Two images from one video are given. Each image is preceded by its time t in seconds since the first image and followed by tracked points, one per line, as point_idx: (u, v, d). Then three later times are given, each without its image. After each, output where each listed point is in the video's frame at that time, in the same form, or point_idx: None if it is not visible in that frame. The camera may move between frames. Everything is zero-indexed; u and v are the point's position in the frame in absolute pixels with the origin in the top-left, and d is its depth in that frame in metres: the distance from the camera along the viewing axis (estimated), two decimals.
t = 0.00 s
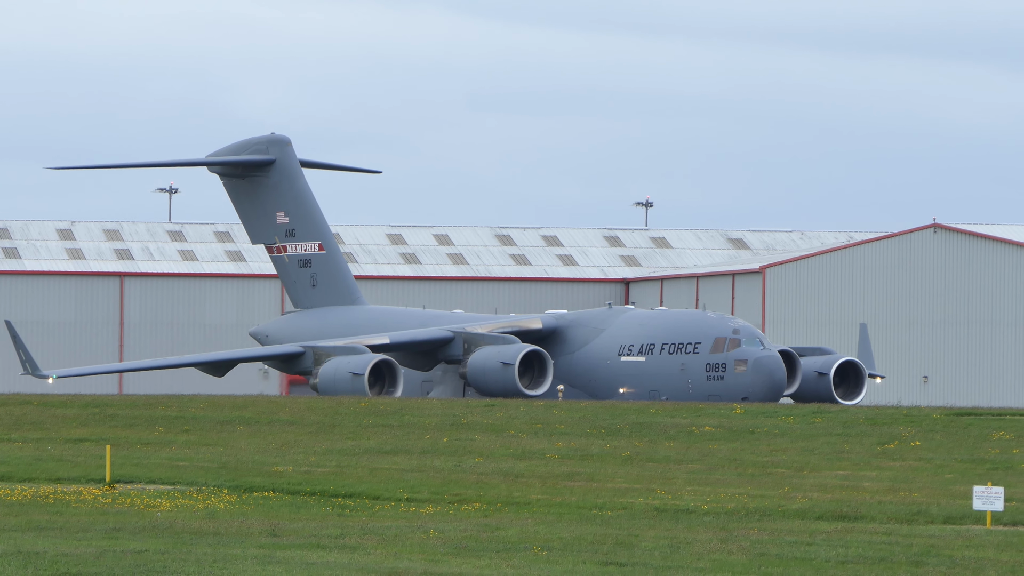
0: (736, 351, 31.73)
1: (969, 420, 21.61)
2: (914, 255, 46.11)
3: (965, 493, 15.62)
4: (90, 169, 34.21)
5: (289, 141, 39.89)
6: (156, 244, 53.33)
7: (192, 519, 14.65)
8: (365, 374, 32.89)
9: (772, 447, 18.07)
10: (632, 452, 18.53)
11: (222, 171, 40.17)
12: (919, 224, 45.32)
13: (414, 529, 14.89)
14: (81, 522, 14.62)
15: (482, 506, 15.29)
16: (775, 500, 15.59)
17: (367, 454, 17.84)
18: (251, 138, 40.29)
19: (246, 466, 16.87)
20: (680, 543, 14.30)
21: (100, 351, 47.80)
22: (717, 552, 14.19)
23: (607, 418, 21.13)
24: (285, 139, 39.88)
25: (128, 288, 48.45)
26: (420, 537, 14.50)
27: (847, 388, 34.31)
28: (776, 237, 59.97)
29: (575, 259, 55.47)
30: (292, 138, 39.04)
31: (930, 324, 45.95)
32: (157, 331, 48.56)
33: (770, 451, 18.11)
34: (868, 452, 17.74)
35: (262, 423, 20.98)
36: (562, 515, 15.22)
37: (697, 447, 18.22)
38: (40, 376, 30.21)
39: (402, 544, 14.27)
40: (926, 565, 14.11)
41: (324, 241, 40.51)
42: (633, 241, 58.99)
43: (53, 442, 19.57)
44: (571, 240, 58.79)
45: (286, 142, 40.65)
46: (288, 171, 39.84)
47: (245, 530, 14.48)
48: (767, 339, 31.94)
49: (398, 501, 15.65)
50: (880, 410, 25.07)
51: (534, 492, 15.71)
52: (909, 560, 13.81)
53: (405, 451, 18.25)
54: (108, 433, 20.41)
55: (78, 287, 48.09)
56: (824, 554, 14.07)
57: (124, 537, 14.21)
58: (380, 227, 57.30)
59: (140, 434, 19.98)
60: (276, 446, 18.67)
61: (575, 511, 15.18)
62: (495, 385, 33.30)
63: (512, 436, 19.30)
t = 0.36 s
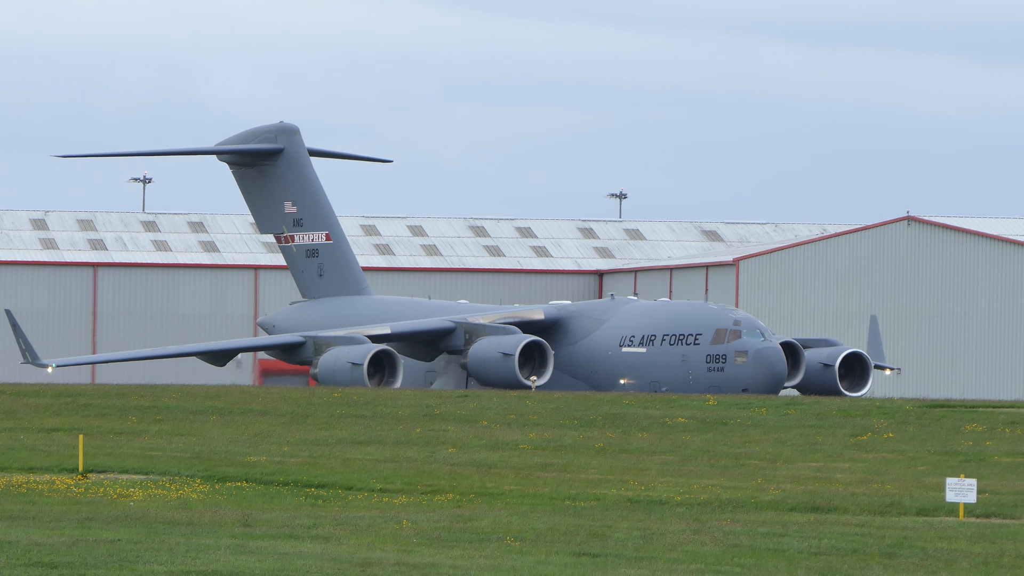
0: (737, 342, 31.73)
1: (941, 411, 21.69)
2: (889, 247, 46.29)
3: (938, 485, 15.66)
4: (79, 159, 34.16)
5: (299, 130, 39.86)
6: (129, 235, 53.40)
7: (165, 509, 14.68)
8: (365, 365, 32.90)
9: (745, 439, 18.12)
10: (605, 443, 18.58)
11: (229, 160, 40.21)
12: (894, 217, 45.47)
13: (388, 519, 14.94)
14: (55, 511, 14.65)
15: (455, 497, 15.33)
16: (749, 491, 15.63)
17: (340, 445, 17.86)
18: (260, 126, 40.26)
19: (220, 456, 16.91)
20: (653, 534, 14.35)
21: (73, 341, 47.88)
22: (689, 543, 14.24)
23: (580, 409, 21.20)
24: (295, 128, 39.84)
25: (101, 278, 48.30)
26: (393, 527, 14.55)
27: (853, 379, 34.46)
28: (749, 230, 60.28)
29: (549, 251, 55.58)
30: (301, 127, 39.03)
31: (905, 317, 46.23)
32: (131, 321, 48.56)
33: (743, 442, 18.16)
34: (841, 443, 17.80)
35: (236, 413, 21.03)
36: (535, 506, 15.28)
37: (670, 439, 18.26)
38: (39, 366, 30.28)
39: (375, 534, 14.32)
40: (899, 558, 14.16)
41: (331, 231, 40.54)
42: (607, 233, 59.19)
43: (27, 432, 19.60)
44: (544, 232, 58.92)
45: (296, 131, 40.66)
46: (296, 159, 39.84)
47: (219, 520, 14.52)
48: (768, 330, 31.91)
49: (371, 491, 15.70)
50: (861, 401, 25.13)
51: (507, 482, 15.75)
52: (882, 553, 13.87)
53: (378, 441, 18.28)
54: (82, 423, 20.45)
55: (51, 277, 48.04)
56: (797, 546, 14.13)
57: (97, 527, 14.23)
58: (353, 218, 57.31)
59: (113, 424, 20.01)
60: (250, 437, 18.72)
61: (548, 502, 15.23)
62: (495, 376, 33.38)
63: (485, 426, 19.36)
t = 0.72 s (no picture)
0: (737, 333, 31.71)
1: (911, 401, 21.79)
2: (861, 237, 46.63)
3: (912, 476, 15.68)
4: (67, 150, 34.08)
5: (306, 120, 39.85)
6: (102, 225, 53.36)
7: (138, 500, 14.69)
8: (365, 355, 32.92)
9: (718, 429, 18.15)
10: (579, 434, 18.60)
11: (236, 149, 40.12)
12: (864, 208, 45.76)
13: (361, 509, 14.96)
14: (28, 502, 14.65)
15: (428, 488, 15.35)
16: (722, 482, 15.66)
17: (313, 435, 17.88)
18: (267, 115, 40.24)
19: (193, 447, 16.92)
20: (626, 525, 14.38)
21: (46, 331, 47.77)
22: (662, 534, 14.27)
23: (554, 399, 21.23)
24: (302, 117, 39.85)
25: (74, 269, 48.39)
26: (366, 517, 14.58)
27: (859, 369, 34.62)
28: (722, 220, 60.43)
29: (523, 242, 55.67)
30: (307, 116, 39.01)
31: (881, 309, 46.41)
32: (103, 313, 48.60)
33: (717, 432, 18.20)
34: (815, 434, 17.82)
35: (209, 404, 21.05)
36: (508, 497, 15.31)
37: (644, 429, 18.29)
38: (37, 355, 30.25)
39: (348, 525, 14.34)
40: (871, 548, 14.19)
41: (337, 221, 40.52)
42: (580, 224, 59.26)
43: None
44: (518, 222, 59.02)
45: (303, 120, 40.53)
46: (303, 148, 39.83)
47: (192, 511, 14.53)
48: (768, 320, 31.84)
49: (344, 482, 15.72)
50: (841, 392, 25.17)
51: (481, 473, 15.77)
52: (856, 544, 13.92)
53: (353, 431, 18.31)
54: (54, 413, 20.44)
55: (24, 267, 48.02)
56: (770, 536, 14.17)
57: (70, 517, 14.22)
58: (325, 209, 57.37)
59: (86, 414, 20.02)
60: (224, 427, 18.72)
61: (521, 493, 15.26)
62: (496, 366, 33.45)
63: (460, 417, 19.38)
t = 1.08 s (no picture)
0: (737, 327, 31.76)
1: (883, 395, 21.82)
2: (837, 232, 46.38)
3: (886, 471, 15.70)
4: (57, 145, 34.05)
5: (314, 114, 40.01)
6: (77, 220, 53.58)
7: (113, 495, 14.69)
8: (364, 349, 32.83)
9: (692, 424, 18.19)
10: (553, 428, 18.63)
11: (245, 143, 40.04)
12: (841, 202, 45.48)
13: (336, 504, 14.97)
14: (2, 496, 14.66)
15: (403, 483, 15.38)
16: (697, 477, 15.67)
17: (288, 430, 17.92)
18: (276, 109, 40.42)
19: (168, 442, 16.93)
20: (601, 520, 14.39)
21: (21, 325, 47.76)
22: (638, 528, 14.29)
23: (529, 394, 21.25)
24: (310, 112, 40.01)
25: (49, 263, 48.39)
26: (341, 512, 14.59)
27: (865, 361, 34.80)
28: (698, 216, 60.73)
29: (498, 236, 55.79)
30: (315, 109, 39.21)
31: (855, 305, 46.47)
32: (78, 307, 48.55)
33: (691, 427, 18.24)
34: (789, 429, 17.83)
35: (184, 398, 21.08)
36: (483, 491, 15.33)
37: (618, 424, 18.33)
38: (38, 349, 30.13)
39: (323, 520, 14.35)
40: (846, 543, 14.22)
41: (345, 215, 40.55)
42: (556, 219, 59.49)
43: None
44: (494, 216, 59.16)
45: (312, 113, 40.44)
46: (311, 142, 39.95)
47: (167, 506, 14.54)
48: (768, 314, 31.90)
49: (319, 477, 15.74)
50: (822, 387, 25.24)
51: (455, 468, 15.78)
52: (830, 539, 13.94)
53: (327, 426, 18.35)
54: (28, 408, 20.45)
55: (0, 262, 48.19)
56: (745, 531, 14.18)
57: (45, 512, 14.23)
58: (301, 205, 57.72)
59: (60, 409, 20.04)
60: (199, 422, 18.76)
61: (496, 488, 15.28)
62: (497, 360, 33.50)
63: (435, 412, 19.41)
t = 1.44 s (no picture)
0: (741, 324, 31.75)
1: (863, 392, 21.78)
2: (816, 229, 46.76)
3: (866, 467, 15.69)
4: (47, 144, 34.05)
5: (326, 110, 40.18)
6: (56, 217, 53.76)
7: (93, 492, 14.70)
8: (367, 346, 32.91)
9: (672, 420, 18.21)
10: (533, 425, 18.63)
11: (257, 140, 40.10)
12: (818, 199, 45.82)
13: (316, 501, 14.97)
14: None
15: (383, 480, 15.38)
16: (677, 474, 15.67)
17: (268, 427, 17.93)
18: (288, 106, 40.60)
19: (148, 439, 16.93)
20: (581, 517, 14.39)
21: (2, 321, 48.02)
22: (618, 525, 14.30)
23: (509, 391, 21.24)
24: (322, 108, 40.18)
25: (28, 260, 48.71)
26: (321, 509, 14.59)
27: (876, 357, 35.04)
28: (677, 213, 60.89)
29: (478, 233, 55.99)
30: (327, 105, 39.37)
31: (835, 301, 46.71)
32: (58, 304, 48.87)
33: (671, 423, 18.25)
34: (769, 425, 17.82)
35: (164, 395, 21.10)
36: (463, 488, 15.33)
37: (599, 420, 18.33)
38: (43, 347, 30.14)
39: (303, 517, 14.35)
40: (826, 539, 14.22)
41: (357, 211, 40.64)
42: (535, 216, 59.54)
43: None
44: (472, 212, 59.34)
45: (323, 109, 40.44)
46: (323, 138, 40.09)
47: (146, 502, 14.54)
48: (773, 310, 31.89)
49: (298, 473, 15.75)
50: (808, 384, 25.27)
51: (435, 465, 15.78)
52: (810, 535, 13.95)
53: (307, 423, 18.38)
54: (7, 405, 20.44)
55: None
56: (725, 527, 14.19)
57: (24, 509, 14.22)
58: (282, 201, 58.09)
59: (39, 406, 20.05)
60: (178, 418, 18.75)
61: (476, 485, 15.29)
62: (502, 357, 33.66)
63: (415, 409, 19.42)
